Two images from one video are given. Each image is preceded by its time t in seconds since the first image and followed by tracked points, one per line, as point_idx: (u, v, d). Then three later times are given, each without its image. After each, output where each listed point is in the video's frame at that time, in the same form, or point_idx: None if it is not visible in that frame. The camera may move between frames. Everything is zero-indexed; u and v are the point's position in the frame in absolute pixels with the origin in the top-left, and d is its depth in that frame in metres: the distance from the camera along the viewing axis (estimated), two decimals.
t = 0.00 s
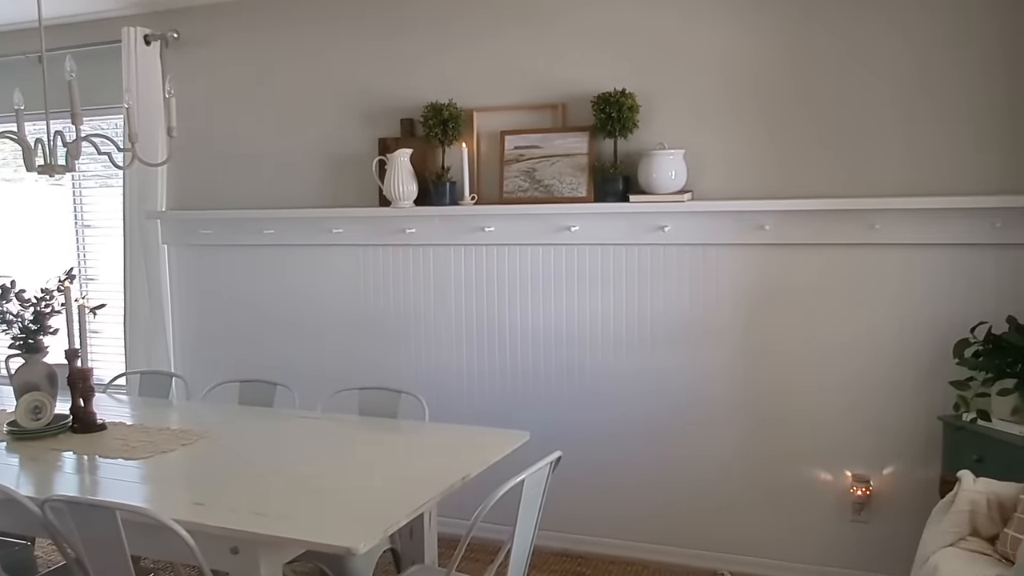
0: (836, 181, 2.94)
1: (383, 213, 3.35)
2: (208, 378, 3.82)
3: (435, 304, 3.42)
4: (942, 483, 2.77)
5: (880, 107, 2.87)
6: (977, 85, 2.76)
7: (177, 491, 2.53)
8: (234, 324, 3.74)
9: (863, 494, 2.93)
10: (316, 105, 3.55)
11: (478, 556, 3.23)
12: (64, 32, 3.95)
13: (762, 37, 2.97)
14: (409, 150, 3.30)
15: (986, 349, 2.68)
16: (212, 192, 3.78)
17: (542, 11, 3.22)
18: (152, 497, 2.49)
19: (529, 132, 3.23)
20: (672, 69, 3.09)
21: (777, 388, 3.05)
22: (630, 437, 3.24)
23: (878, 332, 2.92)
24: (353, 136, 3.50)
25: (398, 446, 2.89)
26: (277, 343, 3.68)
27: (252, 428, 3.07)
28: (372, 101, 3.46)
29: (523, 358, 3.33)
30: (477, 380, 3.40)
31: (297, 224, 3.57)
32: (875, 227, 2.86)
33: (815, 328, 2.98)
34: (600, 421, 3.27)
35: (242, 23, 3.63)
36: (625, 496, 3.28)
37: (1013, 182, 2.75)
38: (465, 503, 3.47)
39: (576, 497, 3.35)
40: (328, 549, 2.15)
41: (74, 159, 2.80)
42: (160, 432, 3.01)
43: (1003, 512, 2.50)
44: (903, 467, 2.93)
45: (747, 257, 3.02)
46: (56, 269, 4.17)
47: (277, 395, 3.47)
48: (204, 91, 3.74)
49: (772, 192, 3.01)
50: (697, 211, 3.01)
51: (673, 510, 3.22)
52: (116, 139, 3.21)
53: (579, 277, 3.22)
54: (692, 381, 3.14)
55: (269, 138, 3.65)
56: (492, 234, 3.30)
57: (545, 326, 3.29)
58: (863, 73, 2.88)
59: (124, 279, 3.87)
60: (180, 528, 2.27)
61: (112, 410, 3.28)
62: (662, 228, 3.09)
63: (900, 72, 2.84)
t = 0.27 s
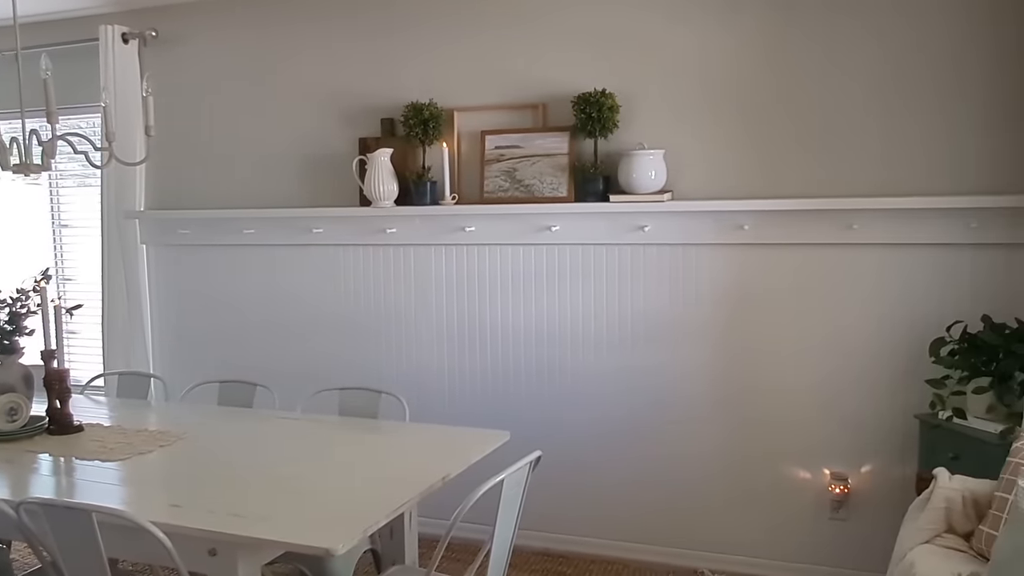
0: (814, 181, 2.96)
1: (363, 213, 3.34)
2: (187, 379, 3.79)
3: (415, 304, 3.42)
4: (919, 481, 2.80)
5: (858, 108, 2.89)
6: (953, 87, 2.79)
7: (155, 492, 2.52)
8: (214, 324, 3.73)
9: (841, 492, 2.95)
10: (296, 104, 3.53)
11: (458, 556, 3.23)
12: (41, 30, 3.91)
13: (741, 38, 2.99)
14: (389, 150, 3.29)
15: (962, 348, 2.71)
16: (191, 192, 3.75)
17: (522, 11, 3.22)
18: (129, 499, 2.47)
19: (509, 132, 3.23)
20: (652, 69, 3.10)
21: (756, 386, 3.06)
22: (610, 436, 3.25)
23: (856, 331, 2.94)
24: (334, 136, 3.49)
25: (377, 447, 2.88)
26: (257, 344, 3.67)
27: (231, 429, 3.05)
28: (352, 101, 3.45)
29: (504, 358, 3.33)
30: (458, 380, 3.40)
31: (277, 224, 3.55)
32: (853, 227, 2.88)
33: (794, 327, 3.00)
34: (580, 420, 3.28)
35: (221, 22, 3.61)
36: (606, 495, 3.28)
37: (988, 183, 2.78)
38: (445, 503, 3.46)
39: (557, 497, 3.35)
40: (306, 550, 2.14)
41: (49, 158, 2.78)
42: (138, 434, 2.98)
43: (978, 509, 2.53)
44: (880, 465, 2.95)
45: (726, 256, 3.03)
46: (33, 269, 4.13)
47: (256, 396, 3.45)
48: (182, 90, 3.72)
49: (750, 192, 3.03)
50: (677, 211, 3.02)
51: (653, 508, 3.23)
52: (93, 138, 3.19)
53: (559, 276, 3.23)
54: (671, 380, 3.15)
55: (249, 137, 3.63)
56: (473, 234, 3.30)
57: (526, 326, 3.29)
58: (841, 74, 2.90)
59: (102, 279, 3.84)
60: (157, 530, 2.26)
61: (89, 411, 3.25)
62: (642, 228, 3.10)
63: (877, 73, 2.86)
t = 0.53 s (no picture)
0: (793, 181, 2.97)
1: (344, 213, 3.33)
2: (167, 379, 3.77)
3: (396, 303, 3.41)
4: (897, 478, 2.82)
5: (837, 108, 2.91)
6: (930, 87, 2.81)
7: (132, 494, 2.49)
8: (193, 324, 3.70)
9: (820, 490, 2.97)
10: (276, 103, 3.52)
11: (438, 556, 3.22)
12: (18, 28, 3.87)
13: (721, 38, 3.00)
14: (370, 149, 3.28)
15: (939, 346, 2.73)
16: (170, 191, 3.72)
17: (503, 10, 3.22)
18: (106, 501, 2.45)
19: (490, 131, 3.23)
20: (633, 69, 3.10)
21: (737, 385, 3.07)
22: (591, 435, 3.26)
23: (835, 329, 2.96)
24: (314, 135, 3.48)
25: (358, 447, 2.87)
26: (238, 343, 3.65)
27: (210, 430, 3.04)
28: (332, 100, 3.44)
29: (485, 357, 3.33)
30: (440, 380, 3.39)
31: (256, 223, 3.54)
32: (832, 227, 2.90)
33: (773, 326, 3.02)
34: (561, 419, 3.28)
35: (201, 20, 3.58)
36: (587, 494, 3.29)
37: (964, 182, 2.80)
38: (425, 503, 3.46)
39: (538, 496, 3.35)
40: (286, 551, 2.13)
41: (24, 157, 2.75)
42: (115, 435, 2.96)
43: (954, 506, 2.55)
44: (859, 463, 2.97)
45: (706, 256, 3.05)
46: (10, 268, 4.08)
47: (236, 396, 3.43)
48: (161, 88, 3.69)
49: (730, 192, 3.04)
50: (657, 211, 3.03)
51: (634, 507, 3.24)
52: (70, 137, 3.16)
53: (540, 276, 3.23)
54: (652, 379, 3.16)
55: (228, 136, 3.60)
56: (454, 234, 3.30)
57: (507, 325, 3.29)
58: (820, 75, 2.91)
59: (80, 279, 3.81)
60: (134, 531, 2.24)
61: (66, 412, 3.22)
62: (623, 227, 3.11)
63: (856, 73, 2.88)
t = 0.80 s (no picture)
0: (772, 180, 2.99)
1: (325, 212, 3.32)
2: (146, 380, 3.74)
3: (378, 303, 3.40)
4: (875, 475, 2.84)
5: (815, 108, 2.92)
6: (907, 88, 2.83)
7: (110, 496, 2.47)
8: (173, 324, 3.68)
9: (800, 488, 2.99)
10: (256, 102, 3.50)
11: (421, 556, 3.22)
12: None
13: (700, 38, 3.01)
14: (351, 149, 3.27)
15: (916, 344, 2.76)
16: (150, 191, 3.70)
17: (484, 10, 3.21)
18: (83, 503, 2.43)
19: (471, 131, 3.22)
20: (614, 69, 3.11)
21: (717, 383, 3.09)
22: (573, 434, 3.26)
23: (814, 328, 2.98)
24: (295, 134, 3.46)
25: (339, 447, 2.86)
26: (219, 343, 3.63)
27: (190, 431, 3.02)
28: (313, 99, 3.42)
29: (468, 357, 3.33)
30: (422, 380, 3.39)
31: (237, 223, 3.52)
32: (811, 226, 2.92)
33: (753, 325, 3.03)
34: (543, 418, 3.29)
35: (180, 18, 3.56)
36: (569, 493, 3.29)
37: (941, 182, 2.83)
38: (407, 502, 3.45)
39: (521, 495, 3.35)
40: (265, 552, 2.12)
41: None
42: (94, 437, 2.93)
43: (932, 503, 2.57)
44: (838, 461, 2.99)
45: (687, 255, 3.06)
46: None
47: (216, 397, 3.41)
48: (140, 87, 3.66)
49: (710, 192, 3.05)
50: (637, 210, 3.03)
51: (616, 506, 3.24)
52: (48, 136, 3.13)
53: (522, 275, 3.23)
54: (633, 378, 3.17)
55: (208, 135, 3.58)
56: (435, 233, 3.29)
57: (489, 325, 3.29)
58: (800, 75, 2.93)
59: (58, 279, 3.78)
60: (112, 534, 2.22)
61: (44, 414, 3.19)
62: (604, 227, 3.11)
63: (834, 74, 2.89)
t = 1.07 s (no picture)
0: (752, 179, 3.00)
1: (306, 211, 3.31)
2: (126, 380, 3.72)
3: (360, 302, 3.39)
4: (854, 472, 2.87)
5: (795, 107, 2.94)
6: (886, 87, 2.85)
7: (88, 497, 2.45)
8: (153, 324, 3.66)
9: (780, 485, 3.01)
10: (237, 101, 3.48)
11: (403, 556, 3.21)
12: None
13: (681, 38, 3.02)
14: (332, 148, 3.26)
15: (895, 342, 2.78)
16: (129, 190, 3.67)
17: (465, 9, 3.21)
18: (61, 505, 2.40)
19: (453, 130, 3.22)
20: (595, 68, 3.11)
21: (698, 382, 3.10)
22: (555, 433, 3.26)
23: (794, 326, 2.99)
24: (276, 133, 3.45)
25: (320, 447, 2.85)
26: (199, 343, 3.61)
27: (170, 431, 2.99)
28: (294, 98, 3.41)
29: (450, 356, 3.33)
30: (404, 379, 3.38)
31: (217, 222, 3.50)
32: (791, 225, 2.93)
33: (733, 324, 3.04)
34: (525, 417, 3.29)
35: (159, 16, 3.53)
36: (551, 492, 3.30)
37: (918, 181, 2.85)
38: (388, 502, 3.45)
39: (503, 494, 3.35)
40: (244, 553, 2.11)
41: None
42: (72, 438, 2.91)
43: (910, 500, 2.60)
44: (818, 458, 3.01)
45: (668, 254, 3.07)
46: None
47: (196, 397, 3.39)
48: (119, 85, 3.63)
49: (691, 191, 3.06)
50: (619, 209, 3.04)
51: (598, 504, 3.25)
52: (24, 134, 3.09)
53: (503, 274, 3.24)
54: (615, 377, 3.17)
55: (188, 134, 3.56)
56: (417, 232, 3.29)
57: (471, 324, 3.29)
58: (779, 75, 2.94)
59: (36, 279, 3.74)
60: (89, 535, 2.20)
61: (21, 415, 3.16)
62: (586, 226, 3.12)
63: (813, 74, 2.91)
